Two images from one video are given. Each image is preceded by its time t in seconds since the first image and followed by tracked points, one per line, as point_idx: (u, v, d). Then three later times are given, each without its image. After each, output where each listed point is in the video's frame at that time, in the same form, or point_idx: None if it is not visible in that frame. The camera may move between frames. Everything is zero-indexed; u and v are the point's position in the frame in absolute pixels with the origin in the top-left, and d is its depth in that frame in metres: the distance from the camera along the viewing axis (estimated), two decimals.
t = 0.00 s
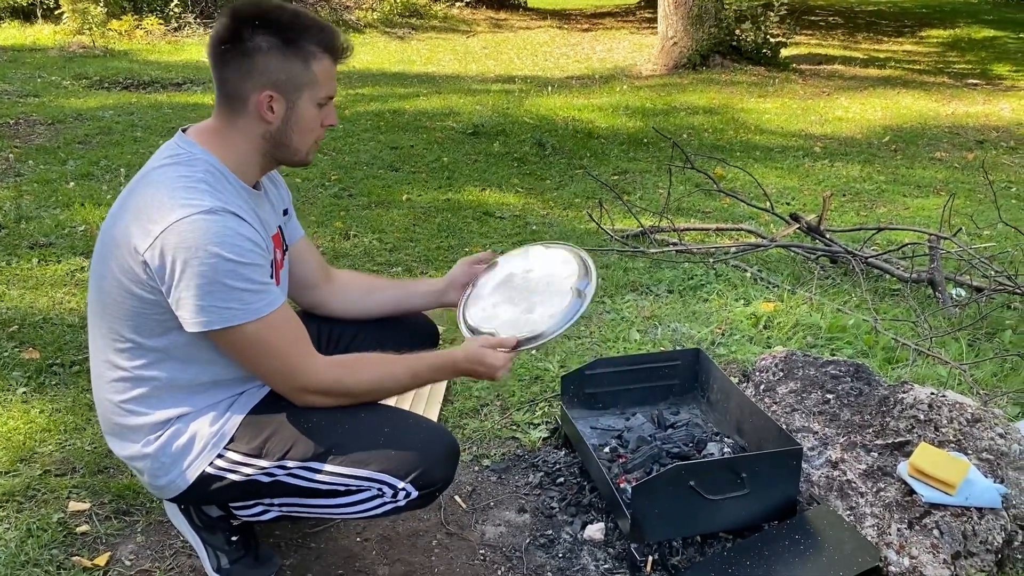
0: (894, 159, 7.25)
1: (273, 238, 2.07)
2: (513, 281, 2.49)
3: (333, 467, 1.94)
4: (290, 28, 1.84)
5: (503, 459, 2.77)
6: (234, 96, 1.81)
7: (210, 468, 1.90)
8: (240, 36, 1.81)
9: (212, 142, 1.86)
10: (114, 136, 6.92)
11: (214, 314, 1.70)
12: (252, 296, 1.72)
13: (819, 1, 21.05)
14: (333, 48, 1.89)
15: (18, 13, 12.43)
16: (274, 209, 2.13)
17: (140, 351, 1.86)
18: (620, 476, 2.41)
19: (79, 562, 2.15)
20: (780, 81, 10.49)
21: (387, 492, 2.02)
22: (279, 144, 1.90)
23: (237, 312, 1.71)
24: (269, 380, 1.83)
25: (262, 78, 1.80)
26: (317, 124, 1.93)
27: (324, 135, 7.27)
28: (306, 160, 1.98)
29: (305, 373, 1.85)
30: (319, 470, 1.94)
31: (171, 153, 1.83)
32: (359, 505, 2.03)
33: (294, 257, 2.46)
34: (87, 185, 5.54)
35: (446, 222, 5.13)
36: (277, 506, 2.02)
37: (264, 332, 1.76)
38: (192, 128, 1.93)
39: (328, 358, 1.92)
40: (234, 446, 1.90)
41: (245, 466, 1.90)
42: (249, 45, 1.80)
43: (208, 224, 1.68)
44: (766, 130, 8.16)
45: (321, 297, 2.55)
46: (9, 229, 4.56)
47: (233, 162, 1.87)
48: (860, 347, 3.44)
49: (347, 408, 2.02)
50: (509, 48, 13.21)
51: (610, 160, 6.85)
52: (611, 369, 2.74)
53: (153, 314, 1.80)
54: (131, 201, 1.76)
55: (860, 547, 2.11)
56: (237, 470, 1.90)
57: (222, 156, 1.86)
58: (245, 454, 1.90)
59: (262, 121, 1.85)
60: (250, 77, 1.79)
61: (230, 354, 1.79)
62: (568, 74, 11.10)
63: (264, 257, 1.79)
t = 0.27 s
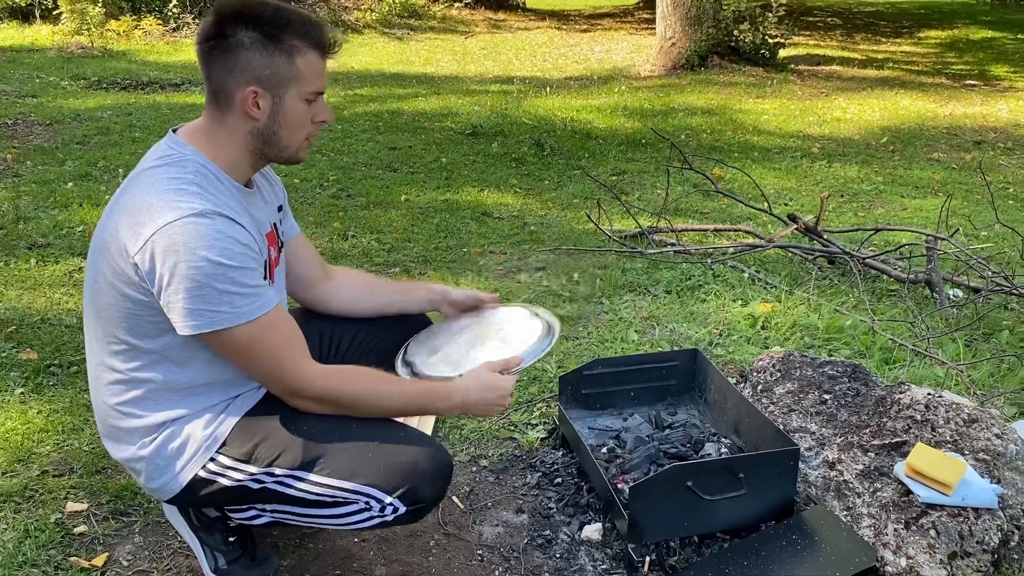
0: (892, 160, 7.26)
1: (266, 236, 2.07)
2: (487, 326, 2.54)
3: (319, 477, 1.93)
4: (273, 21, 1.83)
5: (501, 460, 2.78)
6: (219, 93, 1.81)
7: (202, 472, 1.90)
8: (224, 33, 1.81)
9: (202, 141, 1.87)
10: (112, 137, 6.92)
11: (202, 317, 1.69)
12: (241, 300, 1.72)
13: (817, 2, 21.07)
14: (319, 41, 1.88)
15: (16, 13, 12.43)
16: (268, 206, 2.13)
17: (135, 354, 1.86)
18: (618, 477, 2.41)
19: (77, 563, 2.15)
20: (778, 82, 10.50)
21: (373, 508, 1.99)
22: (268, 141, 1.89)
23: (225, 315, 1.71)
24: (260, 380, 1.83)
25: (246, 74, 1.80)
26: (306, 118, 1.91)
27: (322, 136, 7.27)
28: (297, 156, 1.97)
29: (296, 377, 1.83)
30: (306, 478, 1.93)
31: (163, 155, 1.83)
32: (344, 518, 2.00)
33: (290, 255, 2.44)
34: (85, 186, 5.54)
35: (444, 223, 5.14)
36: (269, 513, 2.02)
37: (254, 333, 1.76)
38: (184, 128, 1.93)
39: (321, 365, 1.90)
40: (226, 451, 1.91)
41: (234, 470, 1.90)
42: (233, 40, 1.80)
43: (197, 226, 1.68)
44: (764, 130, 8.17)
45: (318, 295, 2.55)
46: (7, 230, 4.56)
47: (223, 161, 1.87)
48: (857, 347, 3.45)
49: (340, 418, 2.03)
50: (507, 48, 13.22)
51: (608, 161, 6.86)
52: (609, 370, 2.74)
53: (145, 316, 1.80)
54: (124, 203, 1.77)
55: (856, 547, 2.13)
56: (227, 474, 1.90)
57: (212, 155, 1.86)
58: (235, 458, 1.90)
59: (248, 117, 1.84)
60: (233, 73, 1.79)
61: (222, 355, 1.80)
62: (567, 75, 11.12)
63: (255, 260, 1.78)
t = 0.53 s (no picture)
0: (891, 160, 7.27)
1: (265, 233, 2.07)
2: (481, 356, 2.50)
3: (316, 482, 1.93)
4: (271, 22, 1.83)
5: (499, 460, 2.78)
6: (216, 91, 1.82)
7: (200, 474, 1.91)
8: (223, 33, 1.82)
9: (200, 140, 1.88)
10: (111, 138, 6.93)
11: (195, 310, 1.67)
12: (236, 293, 1.71)
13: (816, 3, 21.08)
14: (318, 42, 1.88)
15: (16, 14, 12.43)
16: (267, 204, 2.13)
17: (132, 353, 1.87)
18: (616, 477, 2.42)
19: (76, 562, 2.15)
20: (777, 83, 10.51)
21: (369, 515, 1.98)
22: (264, 141, 1.89)
23: (220, 309, 1.69)
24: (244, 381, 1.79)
25: (241, 74, 1.80)
26: (303, 120, 1.91)
27: (321, 137, 7.27)
28: (296, 156, 1.97)
29: (284, 376, 1.80)
30: (302, 483, 1.92)
31: (159, 153, 1.84)
32: (341, 524, 2.00)
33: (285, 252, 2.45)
34: (84, 186, 5.54)
35: (443, 223, 5.14)
36: (266, 515, 2.02)
37: (245, 331, 1.74)
38: (183, 128, 1.94)
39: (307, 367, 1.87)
40: (224, 454, 1.91)
41: (231, 474, 1.90)
42: (230, 41, 1.80)
43: (191, 218, 1.68)
44: (763, 131, 8.17)
45: (313, 294, 2.54)
46: (7, 230, 4.56)
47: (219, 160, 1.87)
48: (856, 348, 3.46)
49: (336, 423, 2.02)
50: (507, 49, 13.23)
51: (608, 162, 6.86)
52: (608, 370, 2.74)
53: (142, 315, 1.80)
54: (120, 201, 1.78)
55: (854, 546, 2.13)
56: (224, 477, 1.90)
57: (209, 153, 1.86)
58: (233, 461, 1.90)
59: (245, 117, 1.85)
60: (229, 72, 1.80)
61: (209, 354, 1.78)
62: (566, 76, 11.12)
63: (250, 254, 1.78)
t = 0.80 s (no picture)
0: (892, 160, 7.26)
1: (269, 229, 2.07)
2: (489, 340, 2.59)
3: (321, 482, 1.93)
4: (271, 19, 1.83)
5: (501, 459, 2.78)
6: (216, 90, 1.83)
7: (204, 475, 1.91)
8: (223, 30, 1.83)
9: (201, 138, 1.88)
10: (112, 138, 6.93)
11: (199, 305, 1.67)
12: (239, 288, 1.71)
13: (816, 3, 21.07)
14: (318, 40, 1.88)
15: (17, 15, 12.44)
16: (269, 198, 2.14)
17: (135, 352, 1.87)
18: (617, 476, 2.42)
19: (77, 562, 2.16)
20: (778, 83, 10.51)
21: (374, 514, 1.99)
22: (265, 139, 1.89)
23: (223, 304, 1.69)
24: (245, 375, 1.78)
25: (242, 71, 1.80)
26: (304, 118, 1.91)
27: (322, 137, 7.27)
28: (297, 155, 1.97)
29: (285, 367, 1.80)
30: (309, 482, 1.93)
31: (161, 151, 1.84)
32: (345, 523, 2.00)
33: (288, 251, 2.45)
34: (85, 187, 5.54)
35: (444, 224, 5.14)
36: (270, 515, 2.02)
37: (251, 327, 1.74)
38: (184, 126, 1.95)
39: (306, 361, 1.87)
40: (228, 453, 1.91)
41: (236, 474, 1.90)
42: (230, 39, 1.81)
43: (194, 213, 1.68)
44: (764, 131, 8.17)
45: (311, 297, 2.54)
46: (8, 231, 4.56)
47: (221, 158, 1.88)
48: (857, 347, 3.46)
49: (340, 421, 2.02)
50: (507, 50, 13.23)
51: (608, 162, 6.86)
52: (609, 370, 2.74)
53: (146, 313, 1.80)
54: (123, 200, 1.78)
55: (855, 545, 2.13)
56: (229, 477, 1.91)
57: (210, 151, 1.87)
58: (237, 461, 1.90)
59: (245, 115, 1.85)
60: (229, 69, 1.80)
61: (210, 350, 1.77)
62: (567, 76, 11.13)
63: (251, 247, 1.79)
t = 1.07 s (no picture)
0: (894, 160, 7.26)
1: (273, 227, 2.07)
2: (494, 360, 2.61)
3: (326, 480, 1.93)
4: (276, 19, 1.84)
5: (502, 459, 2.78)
6: (217, 87, 1.83)
7: (208, 473, 1.92)
8: (227, 29, 1.83)
9: (200, 135, 1.88)
10: (114, 140, 6.94)
11: (207, 299, 1.67)
12: (246, 280, 1.71)
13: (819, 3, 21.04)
14: (321, 42, 1.88)
15: (20, 17, 12.46)
16: (272, 198, 2.14)
17: (141, 351, 1.87)
18: (619, 476, 2.42)
19: (80, 562, 2.16)
20: (780, 83, 10.51)
21: (380, 512, 2.00)
22: (264, 138, 1.89)
23: (231, 296, 1.69)
24: (253, 368, 1.78)
25: (243, 70, 1.81)
26: (304, 120, 1.91)
27: (324, 138, 7.28)
28: (295, 155, 1.97)
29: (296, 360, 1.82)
30: (314, 481, 1.93)
31: (161, 148, 1.83)
32: (351, 522, 2.01)
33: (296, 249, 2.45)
34: (87, 188, 5.55)
35: (446, 224, 5.14)
36: (274, 514, 2.03)
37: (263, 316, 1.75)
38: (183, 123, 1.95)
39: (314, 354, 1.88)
40: (232, 452, 1.92)
41: (240, 473, 1.91)
42: (233, 37, 1.81)
43: (198, 206, 1.68)
44: (766, 131, 8.17)
45: (319, 294, 2.54)
46: (10, 232, 4.57)
47: (220, 155, 1.88)
48: (859, 347, 3.45)
49: (345, 419, 2.02)
50: (509, 51, 13.23)
51: (610, 162, 6.86)
52: (611, 370, 2.74)
53: (150, 311, 1.80)
54: (125, 200, 1.77)
55: (857, 544, 2.13)
56: (233, 476, 1.91)
57: (209, 147, 1.87)
58: (241, 460, 1.91)
59: (246, 114, 1.85)
60: (231, 68, 1.81)
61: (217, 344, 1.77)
62: (569, 77, 11.13)
63: (256, 239, 1.79)
